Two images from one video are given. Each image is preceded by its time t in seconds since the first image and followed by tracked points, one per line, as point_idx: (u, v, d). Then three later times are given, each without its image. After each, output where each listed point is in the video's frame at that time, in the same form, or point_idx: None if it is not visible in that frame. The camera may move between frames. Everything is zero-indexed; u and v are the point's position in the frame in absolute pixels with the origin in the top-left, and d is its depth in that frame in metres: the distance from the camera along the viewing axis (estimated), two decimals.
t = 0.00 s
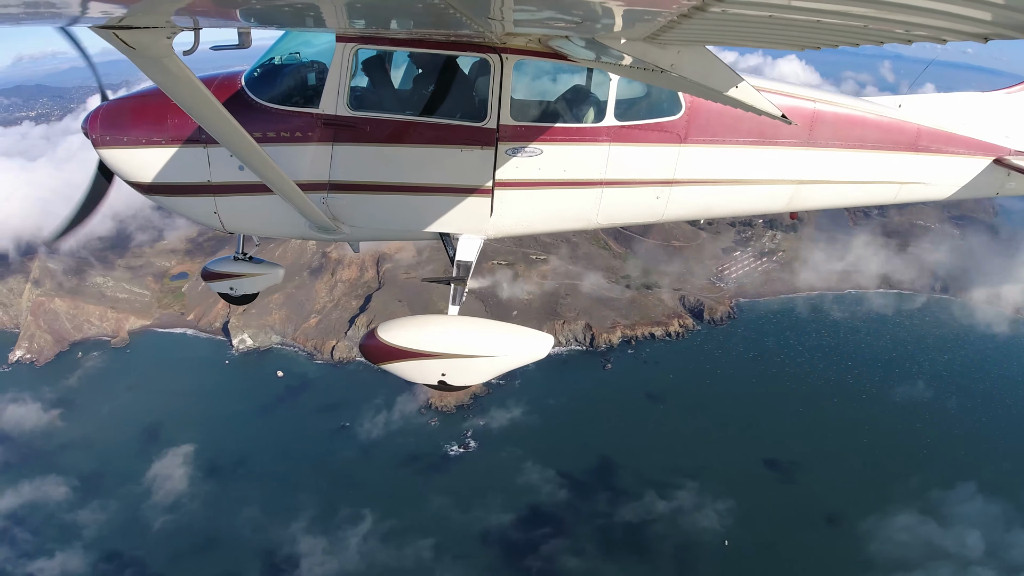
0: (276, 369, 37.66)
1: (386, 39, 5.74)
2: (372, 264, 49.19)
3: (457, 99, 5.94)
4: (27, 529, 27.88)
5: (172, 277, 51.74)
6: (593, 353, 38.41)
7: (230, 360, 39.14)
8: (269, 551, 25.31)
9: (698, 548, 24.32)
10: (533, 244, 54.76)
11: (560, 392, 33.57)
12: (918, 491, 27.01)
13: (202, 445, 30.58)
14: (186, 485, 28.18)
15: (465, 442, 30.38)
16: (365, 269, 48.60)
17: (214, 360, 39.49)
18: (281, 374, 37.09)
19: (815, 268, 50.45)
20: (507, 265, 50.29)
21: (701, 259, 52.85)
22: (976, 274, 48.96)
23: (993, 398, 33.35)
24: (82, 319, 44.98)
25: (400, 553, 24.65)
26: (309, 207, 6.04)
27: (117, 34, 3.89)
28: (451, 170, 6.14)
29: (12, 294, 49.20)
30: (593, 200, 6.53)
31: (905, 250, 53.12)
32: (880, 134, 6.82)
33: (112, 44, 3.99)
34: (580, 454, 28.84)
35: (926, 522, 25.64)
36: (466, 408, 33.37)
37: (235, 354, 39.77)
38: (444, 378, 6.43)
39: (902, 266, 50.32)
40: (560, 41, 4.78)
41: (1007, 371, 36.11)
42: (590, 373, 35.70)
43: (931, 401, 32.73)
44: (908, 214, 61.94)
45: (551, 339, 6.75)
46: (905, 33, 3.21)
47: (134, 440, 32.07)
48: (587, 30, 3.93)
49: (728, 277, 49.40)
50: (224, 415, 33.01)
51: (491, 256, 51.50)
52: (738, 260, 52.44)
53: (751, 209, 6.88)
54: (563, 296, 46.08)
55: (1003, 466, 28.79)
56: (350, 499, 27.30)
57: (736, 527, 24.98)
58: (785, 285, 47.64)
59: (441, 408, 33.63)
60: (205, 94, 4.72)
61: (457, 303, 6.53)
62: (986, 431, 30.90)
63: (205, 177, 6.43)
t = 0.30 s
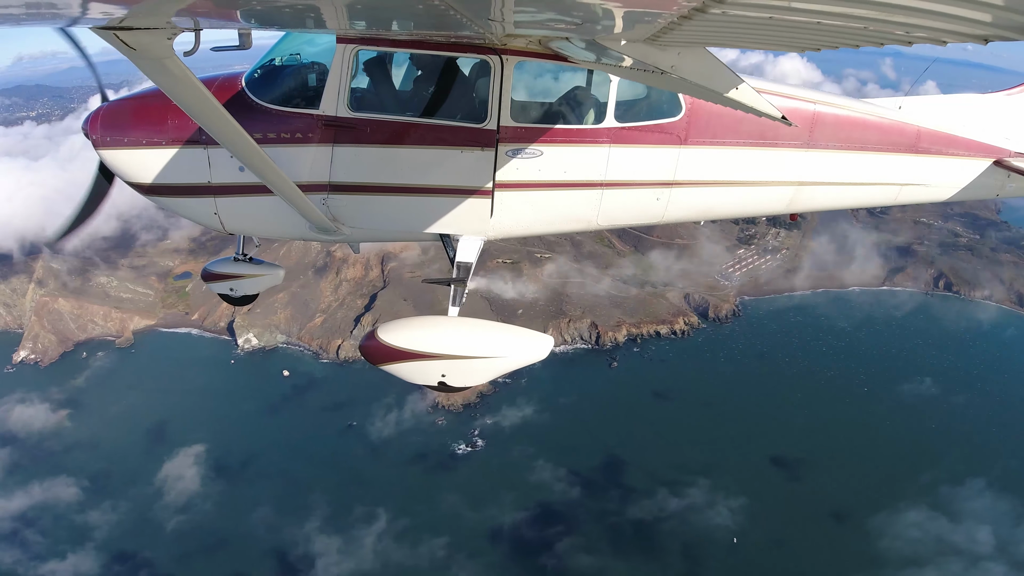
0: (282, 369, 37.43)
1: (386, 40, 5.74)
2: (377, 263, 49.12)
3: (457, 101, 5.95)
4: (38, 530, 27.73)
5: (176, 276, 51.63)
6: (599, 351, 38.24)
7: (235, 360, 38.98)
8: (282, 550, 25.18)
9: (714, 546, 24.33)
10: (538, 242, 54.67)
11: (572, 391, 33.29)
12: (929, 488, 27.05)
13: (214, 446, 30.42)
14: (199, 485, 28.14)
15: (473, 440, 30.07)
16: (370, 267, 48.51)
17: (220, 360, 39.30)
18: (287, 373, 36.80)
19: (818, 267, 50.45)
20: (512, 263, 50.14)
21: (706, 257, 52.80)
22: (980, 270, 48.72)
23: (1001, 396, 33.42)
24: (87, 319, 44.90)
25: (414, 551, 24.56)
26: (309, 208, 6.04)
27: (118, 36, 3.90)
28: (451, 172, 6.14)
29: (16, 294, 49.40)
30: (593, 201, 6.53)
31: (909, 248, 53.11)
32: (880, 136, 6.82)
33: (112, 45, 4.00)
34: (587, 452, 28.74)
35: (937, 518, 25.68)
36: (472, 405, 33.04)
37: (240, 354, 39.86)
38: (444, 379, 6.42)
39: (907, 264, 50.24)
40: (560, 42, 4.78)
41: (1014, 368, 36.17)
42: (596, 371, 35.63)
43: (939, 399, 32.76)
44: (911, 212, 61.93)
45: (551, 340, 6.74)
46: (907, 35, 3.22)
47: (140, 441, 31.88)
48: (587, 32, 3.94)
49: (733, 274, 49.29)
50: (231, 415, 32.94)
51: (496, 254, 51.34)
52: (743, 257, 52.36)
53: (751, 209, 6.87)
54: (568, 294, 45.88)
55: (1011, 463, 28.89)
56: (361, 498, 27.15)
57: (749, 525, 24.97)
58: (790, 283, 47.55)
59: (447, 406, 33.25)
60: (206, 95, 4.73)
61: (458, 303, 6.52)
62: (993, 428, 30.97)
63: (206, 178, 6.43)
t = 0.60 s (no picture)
0: (288, 368, 37.31)
1: (385, 41, 5.74)
2: (382, 262, 49.37)
3: (457, 101, 5.95)
4: (48, 531, 27.48)
5: (180, 275, 51.53)
6: (605, 349, 38.32)
7: (241, 360, 38.80)
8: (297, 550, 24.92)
9: (730, 541, 24.28)
10: (543, 241, 54.77)
11: (581, 389, 33.43)
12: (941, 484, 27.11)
13: (226, 445, 30.13)
14: (212, 485, 27.91)
15: (481, 440, 29.98)
16: (375, 266, 48.75)
17: (225, 359, 39.18)
18: (294, 373, 36.66)
19: (822, 265, 50.59)
20: (517, 261, 50.19)
21: (710, 256, 53.02)
22: (983, 266, 48.77)
23: (1009, 392, 33.46)
24: (91, 319, 44.82)
25: (429, 550, 24.42)
26: (309, 208, 6.04)
27: (117, 36, 3.90)
28: (450, 172, 6.14)
29: (19, 294, 49.41)
30: (593, 201, 6.53)
31: (912, 245, 53.32)
32: (880, 136, 6.83)
33: (112, 45, 4.00)
34: (595, 450, 28.71)
35: (948, 513, 25.75)
36: (479, 404, 33.00)
37: (246, 354, 39.67)
38: (444, 379, 6.41)
39: (911, 261, 50.39)
40: (560, 43, 4.78)
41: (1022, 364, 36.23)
42: (602, 370, 35.65)
43: (948, 394, 32.79)
44: (914, 210, 62.25)
45: (550, 339, 6.74)
46: (906, 35, 3.22)
47: (147, 441, 31.59)
48: (586, 32, 3.94)
49: (738, 272, 49.32)
50: (238, 414, 32.73)
51: (501, 252, 51.35)
52: (748, 255, 52.53)
53: (751, 209, 6.87)
54: (574, 292, 45.90)
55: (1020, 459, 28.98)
56: (374, 498, 26.94)
57: (762, 522, 24.96)
58: (794, 280, 47.60)
59: (455, 405, 33.41)
60: (206, 95, 4.74)
61: (456, 304, 6.52)
62: (1002, 424, 31.03)
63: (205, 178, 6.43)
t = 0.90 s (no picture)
0: (295, 367, 37.21)
1: (384, 39, 5.73)
2: (387, 261, 49.59)
3: (457, 99, 5.94)
4: (60, 533, 27.17)
5: (184, 275, 51.52)
6: (611, 347, 38.36)
7: (247, 359, 38.64)
8: (311, 550, 24.69)
9: (742, 537, 24.22)
10: (548, 239, 54.83)
11: (590, 388, 33.41)
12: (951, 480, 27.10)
13: (238, 445, 29.90)
14: (225, 485, 27.69)
15: (489, 438, 29.73)
16: (380, 265, 48.98)
17: (231, 359, 39.10)
18: (300, 372, 36.56)
19: (827, 262, 50.65)
20: (523, 259, 50.23)
21: (714, 254, 53.19)
22: (987, 263, 48.80)
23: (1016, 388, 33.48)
24: (96, 319, 44.76)
25: (443, 548, 24.22)
26: (308, 207, 6.03)
27: (116, 34, 3.89)
28: (449, 171, 6.14)
29: (23, 295, 49.35)
30: (593, 200, 6.53)
31: (917, 243, 53.43)
32: (880, 135, 6.82)
33: (111, 43, 3.99)
34: (603, 447, 28.64)
35: (959, 510, 25.78)
36: (487, 403, 32.67)
37: (253, 353, 39.47)
38: (444, 378, 6.42)
39: (915, 259, 50.49)
40: (559, 41, 4.77)
41: None
42: (609, 368, 35.61)
43: (956, 392, 32.81)
44: (917, 209, 62.54)
45: (549, 338, 6.75)
46: (906, 33, 3.21)
47: (156, 441, 31.31)
48: (586, 30, 3.94)
49: (742, 270, 49.33)
50: (246, 413, 32.56)
51: (507, 250, 51.33)
52: (753, 252, 52.64)
53: (750, 208, 6.89)
54: (580, 290, 45.89)
55: None
56: (388, 496, 26.72)
57: (775, 519, 24.93)
58: (799, 278, 47.67)
59: (462, 403, 32.98)
60: (206, 93, 4.73)
61: (456, 303, 6.53)
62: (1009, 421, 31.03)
63: (204, 176, 6.42)
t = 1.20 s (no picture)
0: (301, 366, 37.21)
1: (384, 35, 5.70)
2: (392, 260, 49.57)
3: (457, 97, 5.93)
4: (73, 535, 26.48)
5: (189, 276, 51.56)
6: (618, 346, 38.41)
7: (254, 359, 38.65)
8: (328, 550, 24.50)
9: (752, 535, 24.20)
10: (553, 237, 54.86)
11: (599, 387, 33.43)
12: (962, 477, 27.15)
13: (251, 446, 29.74)
14: (239, 486, 27.53)
15: (497, 437, 29.68)
16: (386, 264, 48.95)
17: (238, 358, 39.09)
18: (307, 371, 36.56)
19: (832, 260, 50.70)
20: (528, 258, 50.26)
21: (719, 252, 53.22)
22: (992, 260, 48.76)
23: None
24: (102, 319, 44.66)
25: (459, 547, 24.08)
26: (308, 204, 6.03)
27: (116, 31, 3.89)
28: (449, 167, 6.14)
29: (28, 296, 49.31)
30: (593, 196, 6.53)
31: (921, 241, 53.50)
32: (879, 131, 6.81)
33: (110, 40, 3.99)
34: (611, 446, 28.66)
35: (970, 506, 25.86)
36: (495, 402, 32.54)
37: (259, 353, 39.48)
38: (443, 375, 6.43)
39: (919, 256, 50.54)
40: (559, 38, 4.76)
41: None
42: (616, 367, 35.63)
43: (963, 389, 32.89)
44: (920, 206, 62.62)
45: (549, 336, 6.77)
46: (906, 30, 3.21)
47: (166, 441, 30.93)
48: (587, 27, 3.93)
49: (747, 268, 49.35)
50: (256, 413, 32.46)
51: (512, 249, 51.33)
52: (758, 250, 52.67)
53: (751, 206, 6.89)
54: (585, 289, 45.89)
55: None
56: (403, 496, 26.56)
57: (788, 517, 24.95)
58: (804, 276, 47.70)
59: (471, 402, 32.71)
60: (205, 90, 4.73)
61: (456, 300, 6.53)
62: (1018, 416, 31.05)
63: (204, 174, 6.42)
